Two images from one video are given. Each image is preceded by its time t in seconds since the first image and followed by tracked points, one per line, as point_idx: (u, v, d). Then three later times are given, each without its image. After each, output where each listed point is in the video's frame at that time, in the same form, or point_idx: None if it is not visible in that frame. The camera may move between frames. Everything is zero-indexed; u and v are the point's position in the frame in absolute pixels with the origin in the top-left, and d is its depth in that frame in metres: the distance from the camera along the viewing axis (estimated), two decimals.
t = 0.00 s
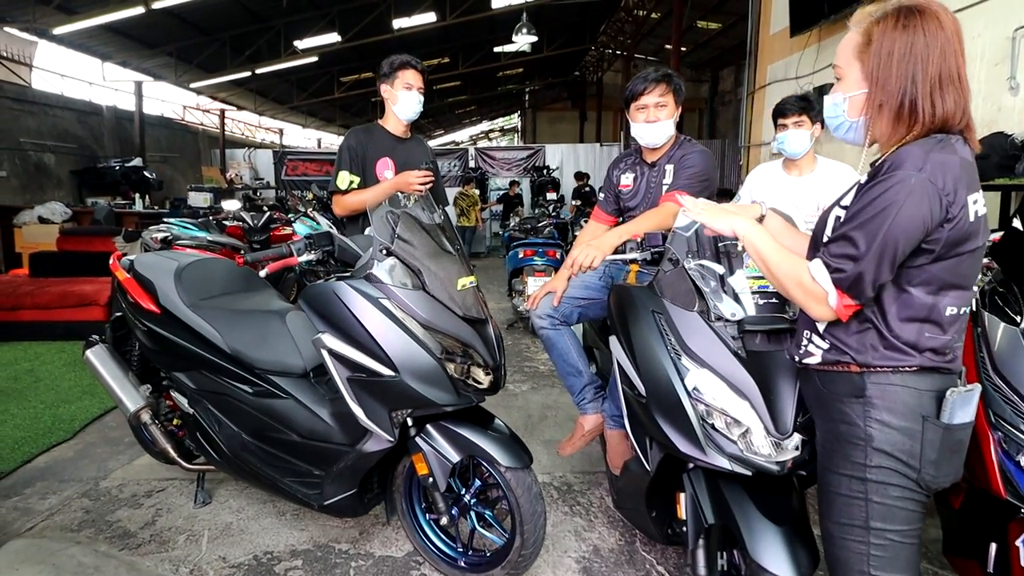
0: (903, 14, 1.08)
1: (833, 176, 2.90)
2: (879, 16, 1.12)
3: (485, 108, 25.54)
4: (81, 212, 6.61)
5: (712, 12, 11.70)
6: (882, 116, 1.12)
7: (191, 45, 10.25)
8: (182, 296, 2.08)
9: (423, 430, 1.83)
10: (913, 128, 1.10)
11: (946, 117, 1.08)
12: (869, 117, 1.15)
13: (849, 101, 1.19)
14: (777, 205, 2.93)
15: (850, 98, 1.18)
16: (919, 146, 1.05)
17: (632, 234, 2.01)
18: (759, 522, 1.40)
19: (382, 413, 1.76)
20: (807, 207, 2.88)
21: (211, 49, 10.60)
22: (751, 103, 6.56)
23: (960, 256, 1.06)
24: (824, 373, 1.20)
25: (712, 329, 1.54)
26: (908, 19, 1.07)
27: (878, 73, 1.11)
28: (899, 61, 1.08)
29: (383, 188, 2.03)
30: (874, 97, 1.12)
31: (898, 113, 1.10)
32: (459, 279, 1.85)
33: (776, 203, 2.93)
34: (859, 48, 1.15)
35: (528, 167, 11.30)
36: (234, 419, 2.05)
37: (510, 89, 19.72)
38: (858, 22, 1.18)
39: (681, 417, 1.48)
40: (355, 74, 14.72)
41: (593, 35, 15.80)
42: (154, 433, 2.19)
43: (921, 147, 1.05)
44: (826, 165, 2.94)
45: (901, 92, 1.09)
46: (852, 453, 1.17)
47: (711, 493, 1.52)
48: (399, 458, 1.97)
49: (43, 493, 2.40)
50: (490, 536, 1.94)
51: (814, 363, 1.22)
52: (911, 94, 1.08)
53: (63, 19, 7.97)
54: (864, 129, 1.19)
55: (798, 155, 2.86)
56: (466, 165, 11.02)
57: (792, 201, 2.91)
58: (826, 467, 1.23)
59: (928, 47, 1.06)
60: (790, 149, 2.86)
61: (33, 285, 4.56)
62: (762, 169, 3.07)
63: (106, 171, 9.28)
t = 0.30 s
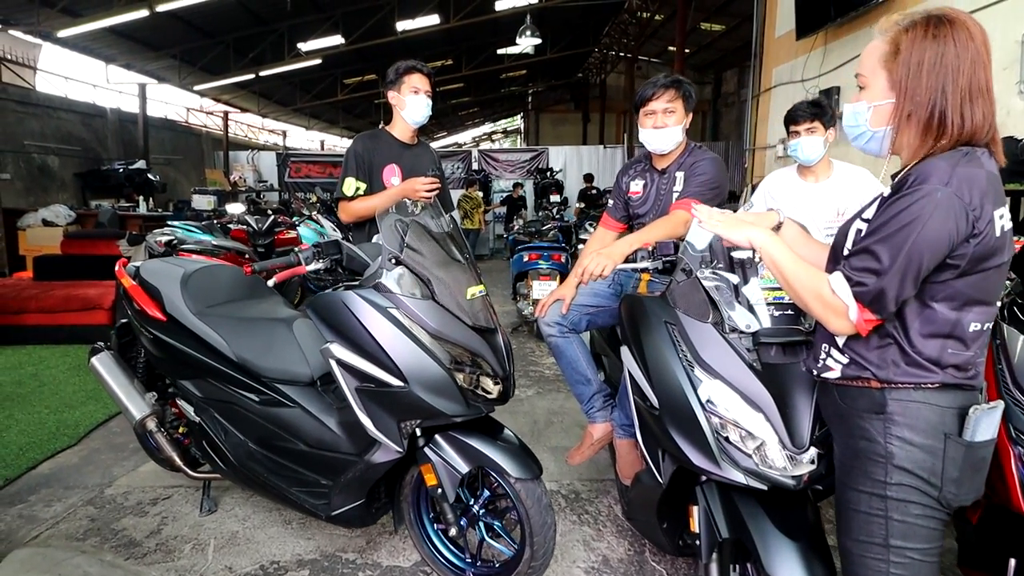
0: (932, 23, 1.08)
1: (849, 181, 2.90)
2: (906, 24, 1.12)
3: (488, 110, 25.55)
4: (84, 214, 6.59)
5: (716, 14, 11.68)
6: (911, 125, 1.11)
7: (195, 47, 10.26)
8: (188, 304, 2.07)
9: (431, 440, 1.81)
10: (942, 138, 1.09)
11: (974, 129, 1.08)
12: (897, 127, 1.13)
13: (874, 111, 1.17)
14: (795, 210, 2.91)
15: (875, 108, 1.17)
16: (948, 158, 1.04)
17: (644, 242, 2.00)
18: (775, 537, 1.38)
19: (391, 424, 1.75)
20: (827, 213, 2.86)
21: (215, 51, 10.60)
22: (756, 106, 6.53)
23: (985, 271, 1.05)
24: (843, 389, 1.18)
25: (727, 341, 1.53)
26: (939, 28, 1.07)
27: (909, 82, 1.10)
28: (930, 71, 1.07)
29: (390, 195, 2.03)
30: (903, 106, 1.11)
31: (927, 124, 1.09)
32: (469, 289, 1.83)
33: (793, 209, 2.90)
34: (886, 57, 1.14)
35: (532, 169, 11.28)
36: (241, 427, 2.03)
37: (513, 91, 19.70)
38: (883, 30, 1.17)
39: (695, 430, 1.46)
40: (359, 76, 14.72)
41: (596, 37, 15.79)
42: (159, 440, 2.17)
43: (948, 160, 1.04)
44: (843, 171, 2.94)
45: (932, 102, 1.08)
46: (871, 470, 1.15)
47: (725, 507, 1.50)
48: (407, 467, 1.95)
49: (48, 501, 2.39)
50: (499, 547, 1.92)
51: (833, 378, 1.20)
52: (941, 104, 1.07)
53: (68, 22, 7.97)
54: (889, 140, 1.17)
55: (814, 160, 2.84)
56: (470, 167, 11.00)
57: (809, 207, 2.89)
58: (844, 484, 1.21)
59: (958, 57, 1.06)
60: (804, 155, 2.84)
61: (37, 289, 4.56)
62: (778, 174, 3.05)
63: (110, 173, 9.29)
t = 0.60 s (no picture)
0: (929, 15, 1.08)
1: (856, 182, 2.86)
2: (901, 20, 1.11)
3: (491, 113, 25.56)
4: (85, 216, 6.58)
5: (718, 16, 11.67)
6: (929, 117, 1.08)
7: (197, 50, 10.27)
8: (183, 304, 2.04)
9: (428, 442, 1.78)
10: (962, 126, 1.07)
11: (993, 113, 1.06)
12: (914, 119, 1.10)
13: (885, 109, 1.13)
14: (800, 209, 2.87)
15: (885, 106, 1.13)
16: (970, 148, 1.02)
17: (645, 241, 1.96)
18: (779, 541, 1.34)
19: (387, 425, 1.71)
20: (831, 213, 2.82)
21: (216, 54, 10.61)
22: (760, 107, 6.50)
23: (997, 266, 1.03)
24: (850, 387, 1.15)
25: (730, 340, 1.49)
26: (937, 19, 1.07)
27: (920, 73, 1.07)
28: (940, 60, 1.05)
29: (389, 194, 2.01)
30: (918, 97, 1.08)
31: (948, 113, 1.07)
32: (467, 288, 1.80)
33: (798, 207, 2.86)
34: (889, 55, 1.11)
35: (534, 172, 11.26)
36: (235, 429, 2.00)
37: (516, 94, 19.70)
38: (880, 28, 1.15)
39: (697, 431, 1.42)
40: (361, 79, 14.73)
41: (599, 39, 15.78)
42: (153, 443, 2.14)
43: (964, 151, 1.02)
44: (851, 171, 2.90)
45: (948, 88, 1.06)
46: (879, 472, 1.12)
47: (728, 510, 1.46)
48: (404, 470, 1.92)
49: (41, 504, 2.36)
50: (497, 552, 1.89)
51: (839, 376, 1.16)
52: (957, 93, 1.05)
53: (69, 24, 7.98)
54: (904, 136, 1.13)
55: (818, 160, 2.80)
56: (472, 169, 10.99)
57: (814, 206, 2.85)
58: (851, 487, 1.17)
59: (965, 43, 1.05)
60: (810, 155, 2.81)
61: (36, 291, 4.55)
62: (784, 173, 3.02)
63: (111, 176, 9.28)
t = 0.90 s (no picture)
0: None
1: (861, 182, 2.81)
2: None
3: (494, 111, 25.49)
4: (85, 214, 6.56)
5: (721, 13, 11.59)
6: (923, 109, 1.05)
7: (197, 47, 10.25)
8: (174, 303, 2.00)
9: (423, 444, 1.74)
10: (959, 124, 1.03)
11: (1000, 116, 1.00)
12: (909, 108, 1.07)
13: (888, 90, 1.11)
14: (804, 206, 2.81)
15: (889, 87, 1.11)
16: (973, 146, 0.98)
17: (644, 239, 1.92)
18: (782, 549, 1.29)
19: (380, 428, 1.68)
20: (835, 210, 2.77)
21: (217, 51, 10.58)
22: (763, 104, 6.43)
23: (1009, 266, 0.98)
24: (857, 392, 1.11)
25: (730, 340, 1.45)
26: (964, 5, 1.00)
27: (924, 62, 1.03)
28: (950, 50, 1.00)
29: (384, 189, 1.96)
30: (918, 87, 1.04)
31: (943, 109, 1.03)
32: (463, 287, 1.76)
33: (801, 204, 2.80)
34: (906, 34, 1.07)
35: (536, 170, 11.21)
36: (227, 431, 1.96)
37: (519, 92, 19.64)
38: (906, 4, 1.09)
39: (696, 435, 1.37)
40: (363, 77, 14.69)
41: (601, 36, 15.71)
42: (145, 445, 2.11)
43: (974, 147, 0.97)
44: (856, 170, 2.84)
45: (948, 84, 1.01)
46: (886, 479, 1.07)
47: (729, 516, 1.41)
48: (398, 473, 1.88)
49: (32, 506, 2.33)
50: (494, 556, 1.85)
51: (844, 381, 1.12)
52: (960, 87, 1.01)
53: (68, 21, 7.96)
54: (900, 122, 1.11)
55: (825, 156, 2.75)
56: (474, 167, 10.94)
57: (819, 204, 2.80)
58: (856, 494, 1.13)
59: (982, 37, 0.99)
60: (816, 151, 2.75)
61: (33, 289, 4.53)
62: (789, 170, 2.96)
63: (111, 174, 9.27)
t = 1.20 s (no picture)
0: None
1: (865, 182, 2.78)
2: None
3: (496, 111, 25.46)
4: (85, 215, 6.54)
5: (723, 13, 11.56)
6: (929, 106, 1.03)
7: (198, 47, 10.24)
8: (170, 305, 1.98)
9: (422, 448, 1.71)
10: (964, 123, 1.00)
11: (1008, 113, 0.97)
12: (914, 105, 1.05)
13: (894, 86, 1.10)
14: (809, 205, 2.78)
15: (895, 83, 1.10)
16: (979, 146, 0.95)
17: (646, 240, 1.90)
18: (788, 556, 1.27)
19: (377, 432, 1.65)
20: (840, 210, 2.74)
21: (218, 51, 10.57)
22: (765, 103, 6.39)
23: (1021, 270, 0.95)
24: (865, 398, 1.08)
25: (734, 344, 1.42)
26: None
27: (930, 57, 1.01)
28: (958, 46, 0.97)
29: (382, 188, 1.96)
30: (924, 84, 1.02)
31: (948, 105, 1.01)
32: (462, 289, 1.73)
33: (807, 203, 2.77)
34: (915, 28, 1.05)
35: (537, 170, 11.18)
36: (225, 434, 1.94)
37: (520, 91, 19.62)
38: None
39: (700, 440, 1.35)
40: (364, 77, 14.67)
41: (603, 36, 15.68)
42: (142, 449, 2.08)
43: (982, 148, 0.94)
44: (860, 170, 2.81)
45: (954, 80, 0.99)
46: (893, 486, 1.04)
47: (733, 523, 1.39)
48: (397, 477, 1.85)
49: (29, 510, 2.31)
50: (494, 562, 1.82)
51: (851, 387, 1.10)
52: (966, 84, 0.98)
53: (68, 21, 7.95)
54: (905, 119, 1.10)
55: (829, 155, 2.72)
56: (475, 167, 10.91)
57: (823, 203, 2.77)
58: (863, 502, 1.10)
59: (993, 32, 0.95)
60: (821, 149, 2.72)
61: (32, 289, 4.51)
62: (792, 169, 2.93)
63: (112, 174, 9.26)
